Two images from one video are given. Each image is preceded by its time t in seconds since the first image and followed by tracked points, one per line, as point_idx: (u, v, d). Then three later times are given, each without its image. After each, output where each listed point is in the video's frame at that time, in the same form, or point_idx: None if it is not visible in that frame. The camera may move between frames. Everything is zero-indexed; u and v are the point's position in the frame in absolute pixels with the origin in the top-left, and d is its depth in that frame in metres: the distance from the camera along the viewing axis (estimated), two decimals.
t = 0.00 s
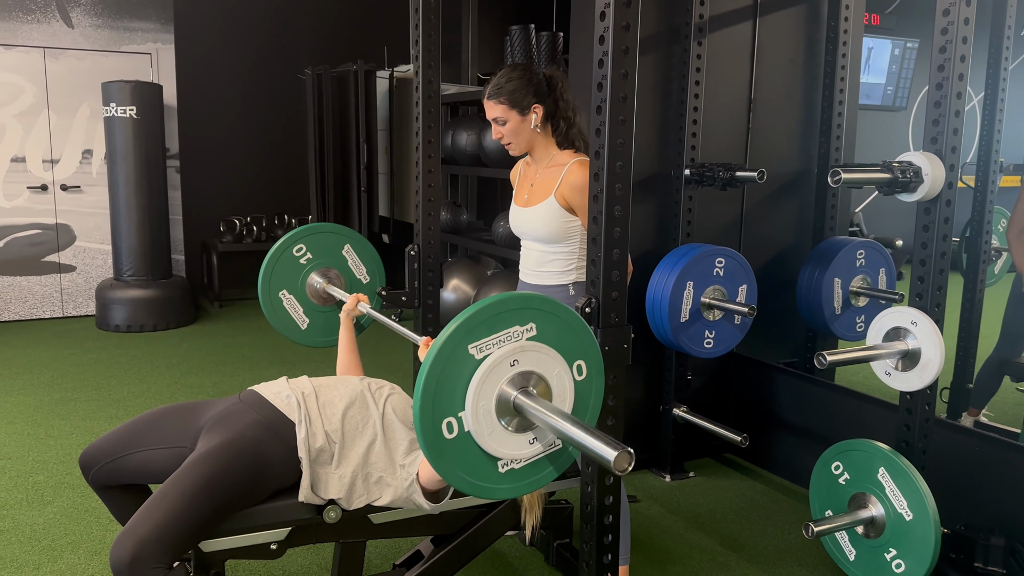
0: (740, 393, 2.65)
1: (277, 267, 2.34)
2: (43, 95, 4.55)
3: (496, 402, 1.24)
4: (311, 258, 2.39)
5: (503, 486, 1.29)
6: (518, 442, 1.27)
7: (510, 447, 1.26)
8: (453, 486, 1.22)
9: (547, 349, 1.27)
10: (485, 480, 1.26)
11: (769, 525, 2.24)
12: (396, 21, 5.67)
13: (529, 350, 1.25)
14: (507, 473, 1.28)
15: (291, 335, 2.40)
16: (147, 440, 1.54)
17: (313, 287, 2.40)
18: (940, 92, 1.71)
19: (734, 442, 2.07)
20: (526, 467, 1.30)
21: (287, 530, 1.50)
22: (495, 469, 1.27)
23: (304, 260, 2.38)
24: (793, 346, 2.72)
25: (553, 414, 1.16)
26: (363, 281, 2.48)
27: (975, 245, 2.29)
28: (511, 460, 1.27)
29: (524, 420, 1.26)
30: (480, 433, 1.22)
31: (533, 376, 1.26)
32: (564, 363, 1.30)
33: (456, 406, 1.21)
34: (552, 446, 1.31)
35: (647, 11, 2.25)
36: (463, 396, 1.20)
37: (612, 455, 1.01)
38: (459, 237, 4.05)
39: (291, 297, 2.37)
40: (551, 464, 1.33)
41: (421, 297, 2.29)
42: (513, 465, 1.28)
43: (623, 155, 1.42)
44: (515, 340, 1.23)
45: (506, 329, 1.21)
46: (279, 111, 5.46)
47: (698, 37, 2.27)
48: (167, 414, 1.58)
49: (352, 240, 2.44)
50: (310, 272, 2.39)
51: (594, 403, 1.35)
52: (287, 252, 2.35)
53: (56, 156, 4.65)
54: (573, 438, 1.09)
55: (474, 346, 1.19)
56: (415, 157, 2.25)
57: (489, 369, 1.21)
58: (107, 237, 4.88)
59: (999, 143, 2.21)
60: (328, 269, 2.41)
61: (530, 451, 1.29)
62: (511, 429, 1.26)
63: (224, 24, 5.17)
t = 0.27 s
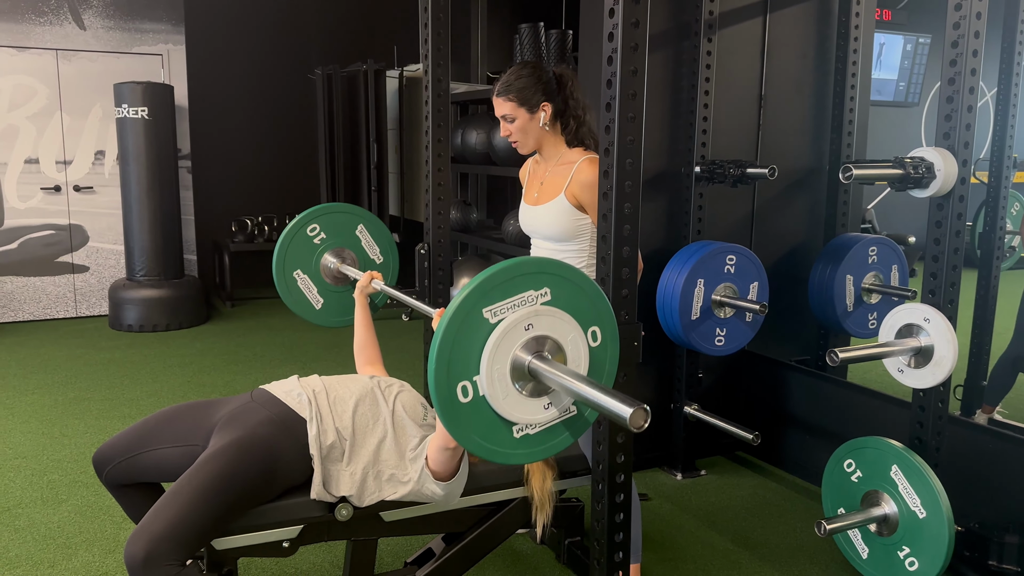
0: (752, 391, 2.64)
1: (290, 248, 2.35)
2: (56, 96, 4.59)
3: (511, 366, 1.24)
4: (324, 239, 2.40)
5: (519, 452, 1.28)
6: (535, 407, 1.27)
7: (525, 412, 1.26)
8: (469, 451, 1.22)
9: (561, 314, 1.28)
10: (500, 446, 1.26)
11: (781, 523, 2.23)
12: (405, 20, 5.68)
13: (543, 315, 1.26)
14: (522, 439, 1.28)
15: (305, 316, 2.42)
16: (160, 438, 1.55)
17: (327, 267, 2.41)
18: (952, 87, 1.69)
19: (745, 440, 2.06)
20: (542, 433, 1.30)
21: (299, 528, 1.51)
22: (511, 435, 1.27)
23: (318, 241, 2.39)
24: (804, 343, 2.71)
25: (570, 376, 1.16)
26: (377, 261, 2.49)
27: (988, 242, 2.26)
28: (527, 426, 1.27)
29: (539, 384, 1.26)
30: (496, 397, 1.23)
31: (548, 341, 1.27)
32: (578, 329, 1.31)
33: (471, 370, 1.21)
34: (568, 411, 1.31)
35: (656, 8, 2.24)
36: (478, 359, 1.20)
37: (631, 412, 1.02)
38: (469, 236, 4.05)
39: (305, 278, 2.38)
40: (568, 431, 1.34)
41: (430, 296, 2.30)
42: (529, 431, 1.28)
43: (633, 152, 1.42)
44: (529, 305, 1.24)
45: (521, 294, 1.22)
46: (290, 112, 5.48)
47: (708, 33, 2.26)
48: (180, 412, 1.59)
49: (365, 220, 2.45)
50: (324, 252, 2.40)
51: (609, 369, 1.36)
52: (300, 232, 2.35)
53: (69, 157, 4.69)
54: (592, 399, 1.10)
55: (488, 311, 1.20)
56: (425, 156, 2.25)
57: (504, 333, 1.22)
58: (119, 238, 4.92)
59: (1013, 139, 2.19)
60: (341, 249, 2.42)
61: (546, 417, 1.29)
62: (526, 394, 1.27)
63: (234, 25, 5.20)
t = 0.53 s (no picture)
0: (763, 389, 2.63)
1: (303, 223, 2.38)
2: (67, 98, 4.62)
3: (524, 323, 1.24)
4: (336, 215, 2.43)
5: (532, 410, 1.29)
6: (548, 364, 1.27)
7: (539, 370, 1.27)
8: (481, 408, 1.23)
9: (574, 271, 1.28)
10: (514, 403, 1.26)
11: (793, 522, 2.22)
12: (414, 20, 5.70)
13: (556, 271, 1.26)
14: (535, 397, 1.29)
15: (318, 293, 2.44)
16: (172, 434, 1.56)
17: (339, 243, 2.43)
18: (964, 82, 1.68)
19: (756, 438, 2.05)
20: (555, 392, 1.30)
21: (311, 525, 1.51)
22: (524, 393, 1.27)
23: (330, 217, 2.42)
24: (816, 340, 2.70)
25: (584, 330, 1.17)
26: (389, 237, 2.52)
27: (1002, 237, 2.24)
28: (540, 384, 1.28)
29: (552, 341, 1.27)
30: (509, 354, 1.23)
31: (561, 298, 1.27)
32: (592, 286, 1.31)
33: (484, 327, 1.21)
34: (582, 369, 1.31)
35: (666, 5, 2.24)
36: (491, 315, 1.21)
37: (646, 358, 1.04)
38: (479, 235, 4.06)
39: (318, 254, 2.41)
40: (582, 390, 1.34)
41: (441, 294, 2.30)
42: (542, 389, 1.29)
43: (643, 147, 1.41)
44: (542, 261, 1.24)
45: (533, 250, 1.23)
46: (300, 112, 5.50)
47: (718, 29, 2.26)
48: (191, 409, 1.60)
49: (376, 197, 2.48)
50: (336, 228, 2.43)
51: (623, 328, 1.36)
52: (313, 208, 2.38)
53: (81, 158, 4.72)
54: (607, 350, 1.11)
55: (501, 266, 1.20)
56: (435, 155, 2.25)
57: (517, 289, 1.22)
58: (131, 238, 4.95)
59: None
60: (353, 226, 2.45)
61: (559, 374, 1.29)
62: (540, 351, 1.27)
63: (244, 26, 5.22)
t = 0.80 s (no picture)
0: (771, 387, 2.62)
1: (311, 219, 2.42)
2: (75, 100, 4.65)
3: (529, 319, 1.24)
4: (344, 211, 2.46)
5: (536, 406, 1.29)
6: (552, 361, 1.28)
7: (542, 366, 1.27)
8: (485, 404, 1.23)
9: (578, 268, 1.29)
10: (517, 399, 1.26)
11: (801, 521, 2.22)
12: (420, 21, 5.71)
13: (560, 267, 1.26)
14: (538, 394, 1.29)
15: (327, 288, 2.48)
16: (182, 434, 1.57)
17: (347, 239, 2.47)
18: (972, 80, 1.68)
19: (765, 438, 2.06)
20: (559, 388, 1.31)
21: (320, 524, 1.51)
22: (527, 389, 1.27)
23: (338, 213, 2.45)
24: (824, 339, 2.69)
25: (588, 327, 1.18)
26: (397, 233, 2.55)
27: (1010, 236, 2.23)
28: (544, 381, 1.28)
29: (556, 337, 1.27)
30: (512, 350, 1.23)
31: (565, 294, 1.28)
32: (596, 283, 1.31)
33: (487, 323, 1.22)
34: (586, 365, 1.32)
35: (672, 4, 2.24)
36: (495, 311, 1.21)
37: (648, 356, 1.06)
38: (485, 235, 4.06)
39: (326, 249, 2.45)
40: (585, 387, 1.34)
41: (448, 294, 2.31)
42: (545, 385, 1.29)
43: (650, 146, 1.42)
44: (546, 257, 1.25)
45: (537, 246, 1.23)
46: (307, 113, 5.52)
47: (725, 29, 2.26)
48: (201, 409, 1.61)
49: (384, 193, 2.51)
50: (344, 224, 2.46)
51: (628, 324, 1.36)
52: (321, 203, 2.43)
53: (89, 160, 4.74)
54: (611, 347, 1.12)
55: (504, 262, 1.21)
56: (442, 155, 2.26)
57: (521, 285, 1.23)
58: (138, 239, 4.97)
59: None
60: (361, 222, 2.48)
61: (563, 371, 1.30)
62: (543, 347, 1.27)
63: (251, 28, 5.24)
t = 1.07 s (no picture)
0: (782, 389, 2.61)
1: (319, 222, 2.44)
2: (87, 104, 4.69)
3: (536, 324, 1.26)
4: (351, 213, 2.48)
5: (543, 410, 1.31)
6: (560, 365, 1.29)
7: (550, 370, 1.29)
8: (493, 408, 1.25)
9: (586, 272, 1.30)
10: (524, 403, 1.28)
11: (813, 522, 2.21)
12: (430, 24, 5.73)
13: (567, 272, 1.28)
14: (546, 398, 1.30)
15: (335, 291, 2.49)
16: (194, 434, 1.58)
17: (355, 242, 2.48)
18: (984, 79, 1.67)
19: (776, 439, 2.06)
20: (567, 393, 1.32)
21: (331, 525, 1.52)
22: (535, 393, 1.29)
23: (345, 215, 2.47)
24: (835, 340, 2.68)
25: (594, 331, 1.19)
26: (404, 235, 2.56)
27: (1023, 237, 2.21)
28: (552, 385, 1.30)
29: (564, 342, 1.29)
30: (520, 354, 1.25)
31: (573, 299, 1.29)
32: (604, 287, 1.32)
33: (495, 328, 1.24)
34: (593, 370, 1.33)
35: (681, 5, 2.23)
36: (502, 315, 1.23)
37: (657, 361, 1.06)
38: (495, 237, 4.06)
39: (333, 252, 2.46)
40: (593, 391, 1.35)
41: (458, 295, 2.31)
42: (553, 390, 1.30)
43: (660, 147, 1.41)
44: (553, 261, 1.26)
45: (544, 250, 1.25)
46: (316, 116, 5.54)
47: (734, 29, 2.26)
48: (213, 409, 1.62)
49: (391, 196, 2.53)
50: (352, 227, 2.48)
51: (636, 327, 1.37)
52: (329, 206, 2.44)
53: (101, 164, 4.78)
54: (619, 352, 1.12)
55: (512, 267, 1.22)
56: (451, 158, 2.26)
57: (528, 289, 1.24)
58: (150, 242, 5.00)
59: None
60: (368, 224, 2.50)
61: (571, 375, 1.31)
62: (551, 352, 1.29)
63: (261, 31, 5.27)
